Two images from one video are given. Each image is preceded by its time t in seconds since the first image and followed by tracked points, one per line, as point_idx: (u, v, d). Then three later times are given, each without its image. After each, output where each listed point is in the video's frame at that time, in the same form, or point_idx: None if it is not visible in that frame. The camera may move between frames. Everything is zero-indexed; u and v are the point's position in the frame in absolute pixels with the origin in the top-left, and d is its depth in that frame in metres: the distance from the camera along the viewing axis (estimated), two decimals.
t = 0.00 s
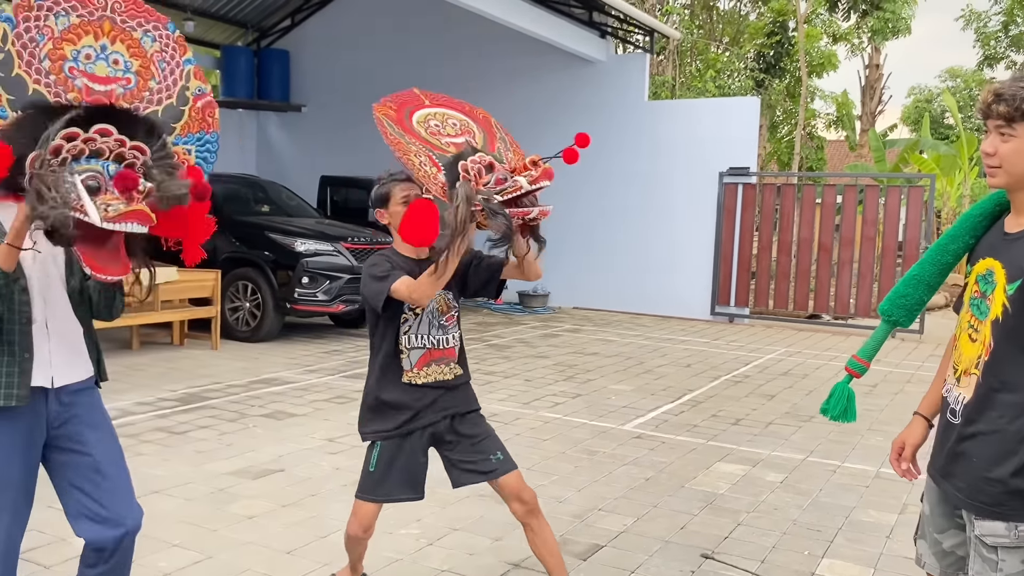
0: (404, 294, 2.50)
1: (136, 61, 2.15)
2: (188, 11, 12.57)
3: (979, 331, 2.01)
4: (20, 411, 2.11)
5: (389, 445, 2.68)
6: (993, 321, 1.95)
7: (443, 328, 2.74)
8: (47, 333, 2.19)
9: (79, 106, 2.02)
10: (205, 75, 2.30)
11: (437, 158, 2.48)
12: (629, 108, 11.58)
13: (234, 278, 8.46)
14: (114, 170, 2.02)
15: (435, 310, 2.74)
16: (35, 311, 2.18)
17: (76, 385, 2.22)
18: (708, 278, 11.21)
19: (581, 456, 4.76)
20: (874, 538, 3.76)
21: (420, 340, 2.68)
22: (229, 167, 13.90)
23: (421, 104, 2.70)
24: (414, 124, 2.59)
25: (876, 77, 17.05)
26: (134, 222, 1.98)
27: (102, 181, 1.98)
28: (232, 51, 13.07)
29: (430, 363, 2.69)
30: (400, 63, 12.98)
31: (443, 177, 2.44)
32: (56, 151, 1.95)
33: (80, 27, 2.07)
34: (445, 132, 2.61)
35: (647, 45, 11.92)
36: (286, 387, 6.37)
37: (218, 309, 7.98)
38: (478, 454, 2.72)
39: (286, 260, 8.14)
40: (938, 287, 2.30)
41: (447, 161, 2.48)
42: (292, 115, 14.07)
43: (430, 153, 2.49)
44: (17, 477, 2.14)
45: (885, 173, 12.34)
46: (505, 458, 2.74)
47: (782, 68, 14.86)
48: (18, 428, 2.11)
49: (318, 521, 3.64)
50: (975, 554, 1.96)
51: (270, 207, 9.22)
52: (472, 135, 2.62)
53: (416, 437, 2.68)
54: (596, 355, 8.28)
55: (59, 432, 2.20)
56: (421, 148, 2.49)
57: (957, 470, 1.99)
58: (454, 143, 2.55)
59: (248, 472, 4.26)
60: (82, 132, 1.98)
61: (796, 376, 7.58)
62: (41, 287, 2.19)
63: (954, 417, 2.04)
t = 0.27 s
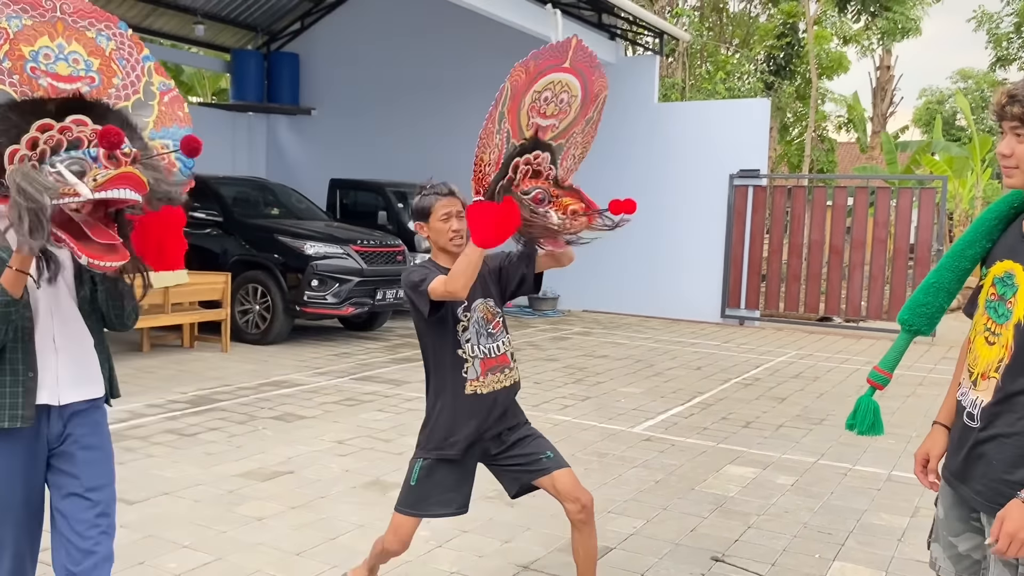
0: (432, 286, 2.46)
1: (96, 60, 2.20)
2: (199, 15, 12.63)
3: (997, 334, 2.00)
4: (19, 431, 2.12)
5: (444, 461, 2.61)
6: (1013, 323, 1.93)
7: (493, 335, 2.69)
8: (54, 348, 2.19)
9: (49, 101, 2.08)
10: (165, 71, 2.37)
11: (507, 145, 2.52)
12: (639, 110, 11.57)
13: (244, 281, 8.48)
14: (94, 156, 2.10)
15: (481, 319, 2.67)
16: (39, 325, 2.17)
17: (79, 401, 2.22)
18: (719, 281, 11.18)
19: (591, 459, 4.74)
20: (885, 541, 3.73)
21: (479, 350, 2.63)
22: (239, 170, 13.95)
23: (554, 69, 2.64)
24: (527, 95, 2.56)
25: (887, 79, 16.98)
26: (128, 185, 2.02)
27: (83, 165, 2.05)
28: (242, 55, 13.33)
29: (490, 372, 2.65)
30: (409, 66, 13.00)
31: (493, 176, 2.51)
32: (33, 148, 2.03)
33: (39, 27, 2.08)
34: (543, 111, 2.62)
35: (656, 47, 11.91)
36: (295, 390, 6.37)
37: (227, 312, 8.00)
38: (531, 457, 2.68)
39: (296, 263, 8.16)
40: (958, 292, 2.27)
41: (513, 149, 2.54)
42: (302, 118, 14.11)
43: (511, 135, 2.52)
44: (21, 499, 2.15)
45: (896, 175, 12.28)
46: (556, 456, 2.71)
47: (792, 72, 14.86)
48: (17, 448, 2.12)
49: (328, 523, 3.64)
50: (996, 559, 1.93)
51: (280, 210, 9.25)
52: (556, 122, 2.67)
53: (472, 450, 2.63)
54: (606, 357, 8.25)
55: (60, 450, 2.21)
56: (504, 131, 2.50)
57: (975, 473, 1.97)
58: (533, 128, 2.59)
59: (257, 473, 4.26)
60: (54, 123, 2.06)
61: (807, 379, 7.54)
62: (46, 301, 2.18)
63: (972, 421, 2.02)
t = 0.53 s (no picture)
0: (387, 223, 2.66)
1: (110, 43, 2.22)
2: (215, 20, 12.74)
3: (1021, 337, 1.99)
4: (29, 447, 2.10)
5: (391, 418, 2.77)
6: None
7: (458, 301, 2.83)
8: (69, 360, 2.17)
9: (62, 82, 2.11)
10: (184, 53, 2.36)
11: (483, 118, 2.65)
12: (653, 113, 11.54)
13: (260, 285, 8.52)
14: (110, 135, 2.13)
15: (451, 285, 2.82)
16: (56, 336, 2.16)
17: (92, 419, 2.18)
18: (734, 284, 11.14)
19: (605, 462, 4.73)
20: (903, 546, 3.71)
21: (437, 314, 2.78)
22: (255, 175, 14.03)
23: (563, 78, 2.56)
24: (522, 87, 2.57)
25: (904, 81, 16.87)
26: (141, 154, 2.06)
27: (96, 144, 2.07)
28: (257, 60, 13.36)
29: (447, 337, 2.80)
30: (424, 70, 13.04)
31: (454, 139, 2.67)
32: (46, 128, 2.05)
33: (45, 11, 2.10)
34: (534, 103, 2.67)
35: (671, 50, 11.91)
36: (310, 393, 6.40)
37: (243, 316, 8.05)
38: (471, 433, 2.78)
39: (311, 266, 8.20)
40: (981, 296, 2.25)
41: (486, 121, 2.68)
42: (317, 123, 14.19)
43: (489, 110, 2.63)
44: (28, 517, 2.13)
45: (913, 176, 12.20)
46: (495, 432, 2.80)
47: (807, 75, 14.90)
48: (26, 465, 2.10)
49: (342, 526, 3.65)
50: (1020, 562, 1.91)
51: (295, 214, 9.30)
52: (547, 114, 2.74)
53: (416, 417, 2.75)
54: (620, 361, 8.24)
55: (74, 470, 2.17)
56: (482, 107, 2.61)
57: (999, 477, 1.95)
58: (518, 112, 2.69)
59: (273, 476, 4.28)
60: (66, 103, 2.09)
61: (823, 382, 7.49)
62: (67, 305, 2.18)
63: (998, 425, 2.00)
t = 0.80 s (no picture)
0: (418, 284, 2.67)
1: (110, 7, 2.12)
2: (235, 26, 12.86)
3: None
4: (67, 455, 1.98)
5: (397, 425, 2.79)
6: None
7: (464, 316, 2.84)
8: (99, 356, 2.07)
9: (63, 48, 2.01)
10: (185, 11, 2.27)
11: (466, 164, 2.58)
12: (671, 116, 11.51)
13: (279, 288, 8.56)
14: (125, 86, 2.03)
15: (457, 301, 2.85)
16: (84, 333, 2.06)
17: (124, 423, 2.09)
18: (754, 286, 11.07)
19: (624, 465, 4.72)
20: (926, 551, 3.67)
21: (443, 329, 2.78)
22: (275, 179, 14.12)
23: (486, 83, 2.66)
24: (469, 107, 2.60)
25: (925, 82, 16.74)
26: (154, 95, 1.96)
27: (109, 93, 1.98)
28: (277, 66, 13.38)
29: (450, 351, 2.80)
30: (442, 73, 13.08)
31: (460, 190, 2.57)
32: (53, 94, 1.96)
33: None
34: (491, 127, 2.63)
35: (689, 52, 11.88)
36: (329, 396, 6.42)
37: (263, 319, 8.09)
38: (482, 427, 2.81)
39: (330, 270, 8.23)
40: (1003, 298, 2.22)
41: (472, 166, 2.58)
42: (336, 127, 14.27)
43: (466, 150, 2.58)
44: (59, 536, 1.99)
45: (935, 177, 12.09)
46: (507, 425, 2.85)
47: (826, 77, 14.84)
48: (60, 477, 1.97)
49: (361, 529, 3.65)
50: None
51: (314, 218, 9.35)
52: (511, 135, 2.67)
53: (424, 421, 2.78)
54: (639, 364, 8.21)
55: (104, 482, 2.06)
56: (455, 147, 2.58)
57: None
58: (489, 143, 2.61)
59: (292, 479, 4.30)
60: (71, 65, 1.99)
61: (844, 386, 7.44)
62: (97, 302, 2.09)
63: None
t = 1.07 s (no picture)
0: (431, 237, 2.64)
1: None
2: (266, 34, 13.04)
3: None
4: (94, 461, 2.01)
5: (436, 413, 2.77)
6: None
7: (494, 299, 2.89)
8: (126, 355, 2.10)
9: (107, 9, 2.05)
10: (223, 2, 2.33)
11: (482, 107, 2.79)
12: (699, 120, 11.47)
13: (309, 293, 8.64)
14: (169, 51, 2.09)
15: (484, 282, 2.88)
16: (111, 332, 2.08)
17: (151, 430, 2.12)
18: (784, 291, 10.98)
19: (653, 471, 4.70)
20: (961, 559, 3.61)
21: (479, 310, 2.83)
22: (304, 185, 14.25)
23: (489, 45, 2.99)
24: (476, 64, 2.89)
25: (958, 83, 16.51)
26: (202, 67, 1.95)
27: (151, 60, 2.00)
28: (307, 73, 13.60)
29: (488, 333, 2.83)
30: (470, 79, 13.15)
31: (478, 130, 2.74)
32: (92, 51, 2.00)
33: None
34: (500, 83, 2.93)
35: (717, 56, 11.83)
36: (359, 400, 6.46)
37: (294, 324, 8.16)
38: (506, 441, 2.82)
39: (359, 275, 8.29)
40: None
41: (487, 111, 2.79)
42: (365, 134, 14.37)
43: (479, 96, 2.81)
44: (88, 547, 2.00)
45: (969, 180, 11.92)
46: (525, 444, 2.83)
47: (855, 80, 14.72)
48: (89, 486, 2.00)
49: (390, 533, 3.67)
50: None
51: (343, 224, 9.43)
52: (518, 95, 2.95)
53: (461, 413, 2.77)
54: (668, 370, 8.17)
55: (131, 492, 2.08)
56: (470, 94, 2.78)
57: None
58: (501, 98, 2.87)
59: (322, 483, 4.33)
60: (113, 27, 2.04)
61: (876, 392, 7.34)
62: (124, 298, 2.12)
63: None
